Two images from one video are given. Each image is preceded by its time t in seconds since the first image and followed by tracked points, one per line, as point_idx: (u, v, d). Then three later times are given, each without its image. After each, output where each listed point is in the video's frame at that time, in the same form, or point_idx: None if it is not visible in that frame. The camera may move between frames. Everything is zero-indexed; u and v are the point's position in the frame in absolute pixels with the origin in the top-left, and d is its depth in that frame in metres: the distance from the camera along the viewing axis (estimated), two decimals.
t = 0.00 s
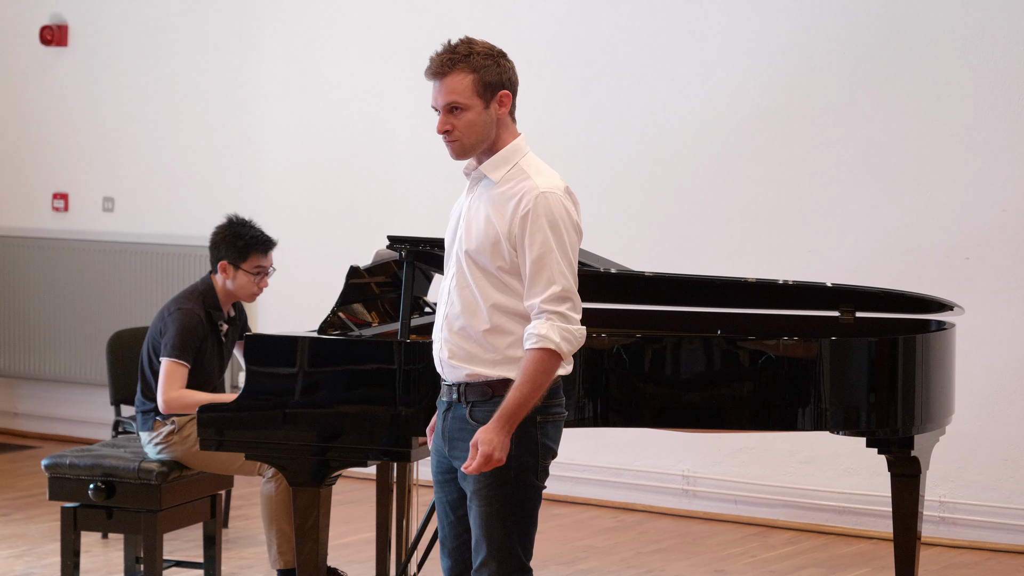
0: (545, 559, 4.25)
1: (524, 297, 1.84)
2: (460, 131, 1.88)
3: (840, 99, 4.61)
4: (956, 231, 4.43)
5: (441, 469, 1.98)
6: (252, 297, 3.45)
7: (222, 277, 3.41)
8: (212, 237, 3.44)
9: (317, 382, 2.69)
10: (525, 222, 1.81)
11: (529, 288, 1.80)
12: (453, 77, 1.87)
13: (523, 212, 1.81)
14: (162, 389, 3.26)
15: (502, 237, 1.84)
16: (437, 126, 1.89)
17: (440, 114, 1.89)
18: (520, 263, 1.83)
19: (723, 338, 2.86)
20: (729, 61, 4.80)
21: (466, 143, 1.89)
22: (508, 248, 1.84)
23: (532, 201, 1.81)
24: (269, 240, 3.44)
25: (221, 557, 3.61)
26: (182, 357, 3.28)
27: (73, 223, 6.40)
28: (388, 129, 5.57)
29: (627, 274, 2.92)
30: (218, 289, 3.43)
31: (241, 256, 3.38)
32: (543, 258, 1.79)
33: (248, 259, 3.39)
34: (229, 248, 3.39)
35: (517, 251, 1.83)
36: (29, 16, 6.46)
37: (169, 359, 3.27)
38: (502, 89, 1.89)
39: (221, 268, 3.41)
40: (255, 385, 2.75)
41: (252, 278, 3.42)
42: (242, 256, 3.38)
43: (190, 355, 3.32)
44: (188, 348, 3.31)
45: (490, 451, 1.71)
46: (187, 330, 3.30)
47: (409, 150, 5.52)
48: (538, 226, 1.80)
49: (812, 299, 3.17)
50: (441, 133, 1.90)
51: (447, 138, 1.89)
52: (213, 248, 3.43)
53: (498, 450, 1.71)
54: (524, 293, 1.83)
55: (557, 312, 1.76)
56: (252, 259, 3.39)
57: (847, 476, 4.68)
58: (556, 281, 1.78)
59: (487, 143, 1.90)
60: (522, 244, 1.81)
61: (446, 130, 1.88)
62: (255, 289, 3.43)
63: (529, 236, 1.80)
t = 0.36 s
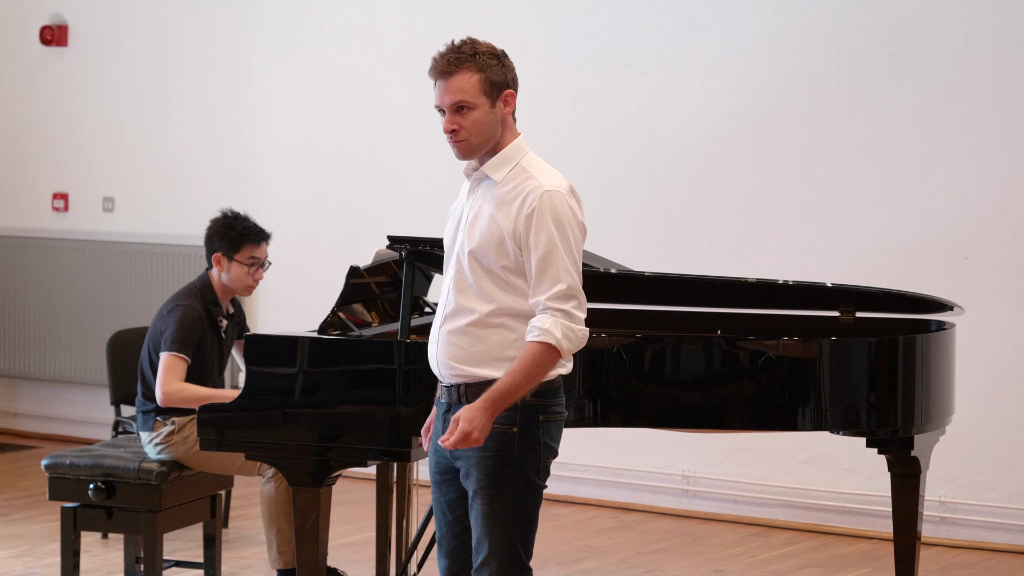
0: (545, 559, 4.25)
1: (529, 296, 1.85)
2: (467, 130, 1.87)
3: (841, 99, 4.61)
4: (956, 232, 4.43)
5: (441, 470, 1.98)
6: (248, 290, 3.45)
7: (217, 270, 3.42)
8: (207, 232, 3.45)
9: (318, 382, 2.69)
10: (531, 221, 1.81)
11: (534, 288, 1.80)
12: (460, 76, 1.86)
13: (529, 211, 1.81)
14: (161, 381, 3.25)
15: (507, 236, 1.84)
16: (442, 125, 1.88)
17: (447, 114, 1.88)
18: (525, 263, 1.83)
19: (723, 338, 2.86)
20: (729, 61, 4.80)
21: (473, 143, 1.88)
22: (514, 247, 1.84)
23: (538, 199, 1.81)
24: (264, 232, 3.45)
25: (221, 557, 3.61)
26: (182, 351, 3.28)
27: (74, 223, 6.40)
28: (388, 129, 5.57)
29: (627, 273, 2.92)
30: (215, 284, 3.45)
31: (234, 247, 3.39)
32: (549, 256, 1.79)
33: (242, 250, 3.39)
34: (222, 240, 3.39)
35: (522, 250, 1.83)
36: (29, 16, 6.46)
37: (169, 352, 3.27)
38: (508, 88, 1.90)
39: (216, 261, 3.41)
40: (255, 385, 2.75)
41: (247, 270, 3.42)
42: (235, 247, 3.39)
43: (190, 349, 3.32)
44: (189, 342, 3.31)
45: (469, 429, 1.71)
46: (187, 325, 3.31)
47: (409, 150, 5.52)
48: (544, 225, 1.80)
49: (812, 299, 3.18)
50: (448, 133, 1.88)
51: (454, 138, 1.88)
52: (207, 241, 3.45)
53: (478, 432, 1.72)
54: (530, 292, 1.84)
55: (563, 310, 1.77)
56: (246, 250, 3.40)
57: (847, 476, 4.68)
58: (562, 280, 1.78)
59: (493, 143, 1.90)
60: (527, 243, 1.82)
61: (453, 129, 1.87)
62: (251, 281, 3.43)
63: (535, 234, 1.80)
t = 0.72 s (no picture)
0: (545, 559, 4.25)
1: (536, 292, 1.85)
2: (475, 132, 1.87)
3: (841, 99, 4.61)
4: (956, 232, 4.43)
5: (444, 470, 1.98)
6: (254, 300, 3.45)
7: (227, 275, 3.42)
8: (220, 239, 3.45)
9: (318, 382, 2.69)
10: (540, 218, 1.82)
11: (543, 283, 1.80)
12: (466, 78, 1.85)
13: (537, 206, 1.83)
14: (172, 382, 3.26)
15: (514, 233, 1.84)
16: (449, 129, 1.87)
17: (453, 116, 1.86)
18: (533, 260, 1.83)
19: (723, 338, 2.86)
20: (728, 61, 4.80)
21: (481, 145, 1.88)
22: (520, 244, 1.84)
23: (545, 194, 1.83)
24: (277, 244, 3.46)
25: (221, 557, 3.61)
26: (190, 352, 3.29)
27: (74, 223, 6.40)
28: (388, 129, 5.57)
29: (627, 274, 2.93)
30: (221, 288, 3.44)
31: (247, 255, 3.39)
32: (558, 252, 1.79)
33: (254, 258, 3.40)
34: (235, 247, 3.40)
35: (529, 245, 1.84)
36: (29, 16, 6.46)
37: (177, 353, 3.27)
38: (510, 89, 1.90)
39: (226, 266, 3.42)
40: (255, 385, 2.75)
41: (257, 280, 3.43)
42: (247, 255, 3.40)
43: (196, 350, 3.33)
44: (195, 343, 3.32)
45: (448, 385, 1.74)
46: (192, 326, 3.31)
47: (409, 150, 5.52)
48: (553, 222, 1.81)
49: (811, 299, 3.18)
50: (455, 136, 1.88)
51: (461, 140, 1.88)
52: (220, 247, 3.45)
53: (456, 396, 1.74)
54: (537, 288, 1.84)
55: (571, 304, 1.77)
56: (258, 260, 3.41)
57: (847, 475, 4.68)
58: (570, 274, 1.78)
59: (498, 143, 1.90)
60: (536, 238, 1.82)
61: (462, 132, 1.87)
62: (258, 291, 3.44)
63: (543, 228, 1.81)
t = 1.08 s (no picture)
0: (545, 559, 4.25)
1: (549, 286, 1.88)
2: (484, 136, 1.87)
3: (841, 99, 4.61)
4: (956, 232, 4.43)
5: (450, 469, 1.97)
6: (256, 286, 3.47)
7: (226, 265, 3.44)
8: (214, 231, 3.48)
9: (318, 382, 2.69)
10: (558, 215, 1.85)
11: (559, 277, 1.82)
12: (474, 82, 1.84)
13: (556, 202, 1.86)
14: (169, 374, 3.26)
15: (533, 229, 1.86)
16: (459, 134, 1.86)
17: (462, 121, 1.86)
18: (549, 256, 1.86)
19: (723, 338, 2.86)
20: (728, 61, 4.80)
21: (492, 148, 1.88)
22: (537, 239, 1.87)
23: (564, 192, 1.86)
24: (271, 229, 3.49)
25: (221, 557, 3.61)
26: (190, 344, 3.29)
27: (73, 222, 6.40)
28: (388, 129, 5.57)
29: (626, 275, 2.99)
30: (222, 280, 3.46)
31: (241, 241, 3.42)
32: (578, 248, 1.83)
33: (248, 243, 3.42)
34: (229, 236, 3.43)
35: (547, 240, 1.87)
36: (29, 16, 6.46)
37: (177, 345, 3.27)
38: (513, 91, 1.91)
39: (223, 256, 3.44)
40: (255, 385, 2.75)
41: (255, 264, 3.45)
42: (243, 241, 3.42)
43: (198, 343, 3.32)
44: (197, 336, 3.32)
45: (449, 335, 1.70)
46: (195, 319, 3.31)
47: (409, 151, 5.52)
48: (572, 218, 1.85)
49: (811, 298, 3.18)
50: (464, 141, 1.87)
51: (471, 145, 1.87)
52: (215, 239, 3.47)
53: (458, 345, 1.71)
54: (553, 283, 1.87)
55: (591, 295, 1.81)
56: (254, 244, 3.43)
57: (847, 475, 4.68)
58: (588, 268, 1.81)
59: (504, 145, 1.91)
60: (554, 234, 1.85)
61: (472, 138, 1.86)
62: (258, 276, 3.46)
63: (564, 225, 1.84)
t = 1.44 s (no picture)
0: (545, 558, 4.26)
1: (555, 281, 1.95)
2: (494, 137, 1.89)
3: (841, 99, 4.61)
4: (956, 232, 4.43)
5: (453, 466, 1.99)
6: (250, 269, 3.48)
7: (216, 254, 3.46)
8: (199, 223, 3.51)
9: (317, 383, 2.69)
10: (567, 213, 1.92)
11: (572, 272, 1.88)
12: (486, 85, 1.86)
13: (564, 200, 1.93)
14: (169, 357, 3.25)
15: (542, 226, 1.92)
16: (469, 135, 1.88)
17: (473, 123, 1.87)
18: (557, 252, 1.92)
19: (723, 338, 2.86)
20: (728, 61, 4.80)
21: (499, 149, 1.91)
22: (546, 236, 1.93)
23: (570, 190, 1.93)
24: (254, 212, 3.52)
25: (221, 557, 3.61)
26: (189, 327, 3.28)
27: (74, 223, 6.40)
28: (388, 129, 5.57)
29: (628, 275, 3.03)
30: (216, 270, 3.47)
31: (228, 227, 3.45)
32: (588, 243, 1.90)
33: (236, 228, 3.45)
34: (215, 224, 3.45)
35: (555, 236, 1.93)
36: (29, 16, 6.46)
37: (176, 328, 3.27)
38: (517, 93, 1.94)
39: (212, 247, 3.45)
40: (255, 385, 2.75)
41: (245, 248, 3.47)
42: (230, 227, 3.45)
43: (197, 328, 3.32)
44: (195, 320, 3.31)
45: (470, 323, 1.73)
46: (193, 305, 3.32)
47: (409, 150, 5.52)
48: (580, 215, 1.92)
49: (811, 298, 3.19)
50: (474, 142, 1.88)
51: (481, 146, 1.89)
52: (202, 231, 3.50)
53: (482, 338, 1.74)
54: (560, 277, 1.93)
55: (601, 288, 1.89)
56: (241, 228, 3.45)
57: (847, 475, 4.68)
58: (599, 261, 1.89)
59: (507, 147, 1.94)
60: (564, 230, 1.92)
61: (482, 139, 1.88)
62: (252, 259, 3.48)
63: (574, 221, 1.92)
